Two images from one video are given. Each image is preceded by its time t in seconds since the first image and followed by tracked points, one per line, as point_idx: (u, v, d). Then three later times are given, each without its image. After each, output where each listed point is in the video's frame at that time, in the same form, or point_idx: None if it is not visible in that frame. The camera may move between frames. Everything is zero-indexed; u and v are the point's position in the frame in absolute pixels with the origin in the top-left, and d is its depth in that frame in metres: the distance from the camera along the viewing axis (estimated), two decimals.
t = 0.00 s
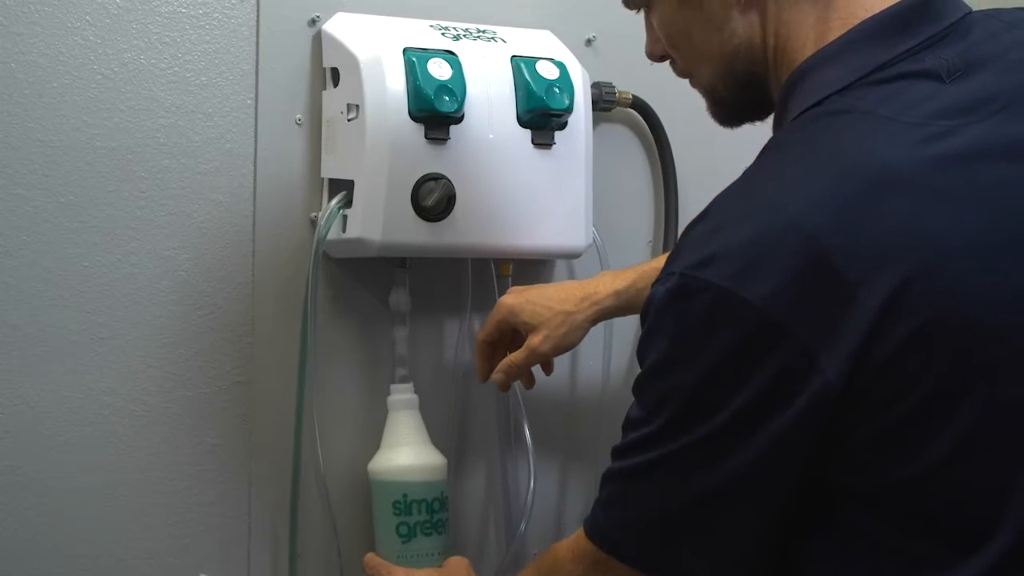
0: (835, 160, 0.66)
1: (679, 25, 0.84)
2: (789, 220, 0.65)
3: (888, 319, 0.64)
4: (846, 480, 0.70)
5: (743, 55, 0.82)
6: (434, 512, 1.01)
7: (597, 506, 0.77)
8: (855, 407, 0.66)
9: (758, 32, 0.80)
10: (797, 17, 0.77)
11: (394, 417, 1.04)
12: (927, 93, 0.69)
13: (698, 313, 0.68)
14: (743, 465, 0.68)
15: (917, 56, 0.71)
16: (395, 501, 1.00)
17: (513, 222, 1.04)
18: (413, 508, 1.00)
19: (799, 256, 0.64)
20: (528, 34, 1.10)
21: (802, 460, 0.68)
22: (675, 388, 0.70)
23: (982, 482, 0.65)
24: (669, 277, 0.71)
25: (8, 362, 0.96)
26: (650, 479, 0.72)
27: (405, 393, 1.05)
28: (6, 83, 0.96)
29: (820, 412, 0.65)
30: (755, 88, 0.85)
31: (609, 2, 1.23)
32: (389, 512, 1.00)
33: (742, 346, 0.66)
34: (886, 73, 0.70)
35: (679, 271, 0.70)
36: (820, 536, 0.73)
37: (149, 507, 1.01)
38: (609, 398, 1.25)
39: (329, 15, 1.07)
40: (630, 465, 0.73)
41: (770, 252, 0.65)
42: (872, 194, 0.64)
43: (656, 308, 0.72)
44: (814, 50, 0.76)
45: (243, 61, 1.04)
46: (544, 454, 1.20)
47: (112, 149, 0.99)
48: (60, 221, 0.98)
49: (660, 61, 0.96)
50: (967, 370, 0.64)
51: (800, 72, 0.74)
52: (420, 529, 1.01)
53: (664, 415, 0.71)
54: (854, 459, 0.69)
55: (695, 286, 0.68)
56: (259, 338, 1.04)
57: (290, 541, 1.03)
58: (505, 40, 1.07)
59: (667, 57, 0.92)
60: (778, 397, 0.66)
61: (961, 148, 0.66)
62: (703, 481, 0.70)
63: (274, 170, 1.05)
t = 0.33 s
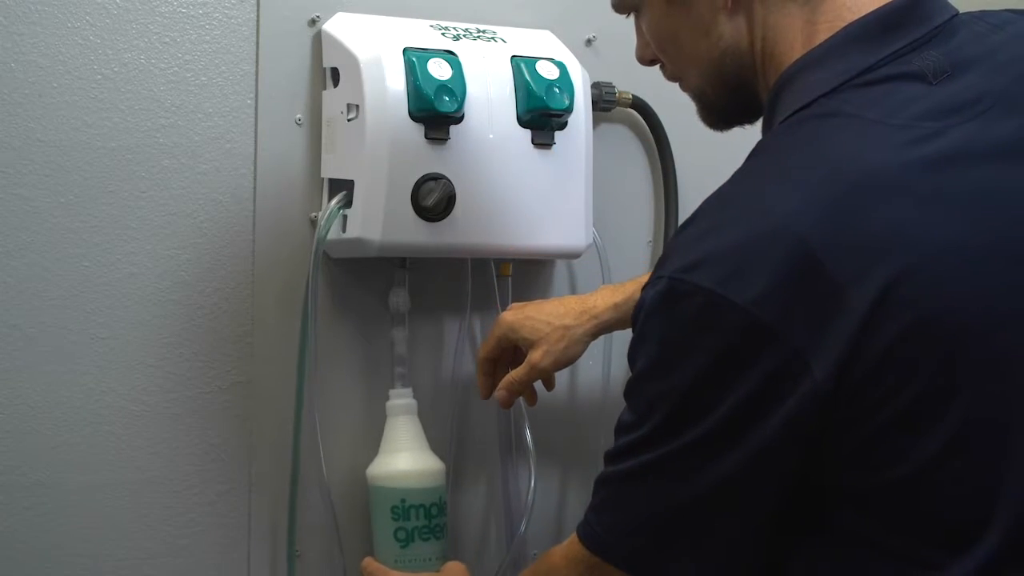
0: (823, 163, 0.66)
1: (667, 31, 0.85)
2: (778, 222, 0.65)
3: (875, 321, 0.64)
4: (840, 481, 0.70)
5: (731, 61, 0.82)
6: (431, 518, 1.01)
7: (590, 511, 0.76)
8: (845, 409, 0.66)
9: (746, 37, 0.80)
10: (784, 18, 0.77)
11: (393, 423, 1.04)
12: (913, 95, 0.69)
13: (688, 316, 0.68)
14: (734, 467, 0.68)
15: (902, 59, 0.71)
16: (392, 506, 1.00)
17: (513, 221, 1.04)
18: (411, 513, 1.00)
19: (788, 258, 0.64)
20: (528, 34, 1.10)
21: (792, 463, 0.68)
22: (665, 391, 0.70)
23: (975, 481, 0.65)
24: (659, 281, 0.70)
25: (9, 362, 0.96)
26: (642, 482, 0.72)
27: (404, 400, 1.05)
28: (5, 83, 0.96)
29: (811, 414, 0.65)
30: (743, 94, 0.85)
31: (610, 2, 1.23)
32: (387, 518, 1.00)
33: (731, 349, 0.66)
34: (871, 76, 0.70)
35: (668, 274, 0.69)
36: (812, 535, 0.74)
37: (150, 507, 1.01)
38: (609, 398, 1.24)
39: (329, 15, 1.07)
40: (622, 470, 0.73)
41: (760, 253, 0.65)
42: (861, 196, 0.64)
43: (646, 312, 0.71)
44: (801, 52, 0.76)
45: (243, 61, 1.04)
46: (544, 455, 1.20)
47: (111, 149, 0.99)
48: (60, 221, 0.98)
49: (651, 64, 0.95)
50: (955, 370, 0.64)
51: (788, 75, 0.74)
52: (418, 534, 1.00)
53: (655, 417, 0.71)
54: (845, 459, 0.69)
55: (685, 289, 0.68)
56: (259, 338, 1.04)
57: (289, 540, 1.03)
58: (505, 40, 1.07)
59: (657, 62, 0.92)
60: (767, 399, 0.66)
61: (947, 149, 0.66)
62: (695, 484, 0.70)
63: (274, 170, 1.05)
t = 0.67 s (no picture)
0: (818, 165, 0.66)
1: (658, 35, 0.84)
2: (771, 225, 0.65)
3: (871, 322, 0.64)
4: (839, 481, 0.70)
5: (722, 65, 0.82)
6: (429, 536, 1.01)
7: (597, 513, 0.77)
8: (842, 410, 0.66)
9: (737, 41, 0.80)
10: (775, 23, 0.77)
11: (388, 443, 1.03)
12: (904, 98, 0.69)
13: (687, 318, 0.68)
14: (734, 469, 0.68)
15: (893, 61, 0.71)
16: (390, 526, 1.00)
17: (513, 221, 1.04)
18: (409, 532, 1.00)
19: (783, 262, 0.64)
20: (527, 34, 1.10)
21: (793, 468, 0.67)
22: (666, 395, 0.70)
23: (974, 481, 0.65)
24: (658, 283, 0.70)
25: (9, 362, 0.96)
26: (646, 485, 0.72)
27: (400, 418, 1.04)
28: (5, 83, 0.96)
29: (808, 417, 0.65)
30: (735, 97, 0.85)
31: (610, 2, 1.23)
32: (385, 539, 1.00)
33: (728, 354, 0.66)
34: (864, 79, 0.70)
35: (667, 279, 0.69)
36: (813, 538, 0.73)
37: (149, 506, 1.01)
38: (609, 398, 1.24)
39: (329, 15, 1.07)
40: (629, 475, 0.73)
41: (760, 253, 0.65)
42: (857, 196, 0.64)
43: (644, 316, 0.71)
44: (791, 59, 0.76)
45: (243, 61, 1.04)
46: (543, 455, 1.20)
47: (111, 149, 0.99)
48: (61, 221, 0.98)
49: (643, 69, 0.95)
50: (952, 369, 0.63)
51: (781, 78, 0.74)
52: (417, 553, 1.00)
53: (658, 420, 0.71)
54: (843, 459, 0.69)
55: (681, 294, 0.68)
56: (259, 338, 1.04)
57: (289, 540, 1.03)
58: (505, 40, 1.07)
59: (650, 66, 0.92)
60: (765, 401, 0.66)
61: (940, 149, 0.66)
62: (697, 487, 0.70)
63: (274, 170, 1.05)
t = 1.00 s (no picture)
0: (880, 119, 0.61)
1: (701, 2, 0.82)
2: (834, 172, 0.61)
3: (942, 269, 0.58)
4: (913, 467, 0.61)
5: (766, 32, 0.80)
6: (482, 513, 0.96)
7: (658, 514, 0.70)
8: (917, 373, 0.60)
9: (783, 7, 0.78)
10: None
11: (440, 416, 0.99)
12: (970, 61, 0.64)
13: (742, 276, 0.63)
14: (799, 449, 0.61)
15: (949, 30, 0.66)
16: (441, 502, 0.95)
17: (515, 221, 1.04)
18: (460, 509, 0.95)
19: (847, 212, 0.60)
20: (527, 34, 1.10)
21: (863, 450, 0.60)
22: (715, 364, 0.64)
23: None
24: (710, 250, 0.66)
25: (9, 362, 0.96)
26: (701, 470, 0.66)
27: (454, 390, 1.00)
28: (5, 83, 0.96)
29: (881, 375, 0.59)
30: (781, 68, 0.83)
31: (609, 3, 1.23)
32: (436, 515, 0.95)
33: (792, 308, 0.61)
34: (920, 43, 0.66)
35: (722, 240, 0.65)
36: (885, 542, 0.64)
37: (150, 506, 1.01)
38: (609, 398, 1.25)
39: (329, 15, 1.07)
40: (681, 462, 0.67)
41: (818, 206, 0.61)
42: (922, 150, 0.59)
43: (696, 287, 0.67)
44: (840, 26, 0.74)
45: (243, 61, 1.04)
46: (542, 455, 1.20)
47: (111, 149, 0.99)
48: (61, 221, 0.98)
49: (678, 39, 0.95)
50: None
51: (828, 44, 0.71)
52: (469, 531, 0.95)
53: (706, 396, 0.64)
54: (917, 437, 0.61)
55: (746, 245, 0.63)
56: (259, 337, 1.04)
57: (290, 540, 1.03)
58: (505, 41, 1.07)
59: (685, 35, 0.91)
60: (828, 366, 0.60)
61: (1007, 115, 0.61)
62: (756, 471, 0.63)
63: (274, 170, 1.05)
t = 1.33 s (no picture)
0: None
1: None
2: None
3: None
4: None
5: None
6: (625, 449, 0.74)
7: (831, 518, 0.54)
8: None
9: None
10: None
11: (583, 340, 0.77)
12: None
13: (947, 206, 0.49)
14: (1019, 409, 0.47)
15: None
16: (577, 434, 0.74)
17: (515, 220, 1.04)
18: (599, 443, 0.73)
19: None
20: (526, 34, 1.10)
21: None
22: (916, 321, 0.49)
23: None
24: (890, 179, 0.52)
25: (9, 362, 0.96)
26: (910, 461, 0.49)
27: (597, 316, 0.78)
28: (5, 83, 0.96)
29: None
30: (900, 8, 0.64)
31: (609, 3, 1.23)
32: (569, 450, 0.74)
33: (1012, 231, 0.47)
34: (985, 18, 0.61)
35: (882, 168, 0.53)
36: None
37: (150, 505, 1.01)
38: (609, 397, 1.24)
39: (329, 15, 1.07)
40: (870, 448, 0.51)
41: None
42: None
43: (877, 229, 0.52)
44: None
45: (243, 61, 1.04)
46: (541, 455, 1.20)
47: (111, 148, 0.99)
48: (60, 221, 0.98)
49: None
50: None
51: None
52: (608, 468, 0.73)
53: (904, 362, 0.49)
54: None
55: (949, 164, 0.49)
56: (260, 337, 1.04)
57: (286, 542, 1.03)
58: (505, 41, 1.07)
59: None
60: None
61: None
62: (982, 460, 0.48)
63: (274, 170, 1.05)
